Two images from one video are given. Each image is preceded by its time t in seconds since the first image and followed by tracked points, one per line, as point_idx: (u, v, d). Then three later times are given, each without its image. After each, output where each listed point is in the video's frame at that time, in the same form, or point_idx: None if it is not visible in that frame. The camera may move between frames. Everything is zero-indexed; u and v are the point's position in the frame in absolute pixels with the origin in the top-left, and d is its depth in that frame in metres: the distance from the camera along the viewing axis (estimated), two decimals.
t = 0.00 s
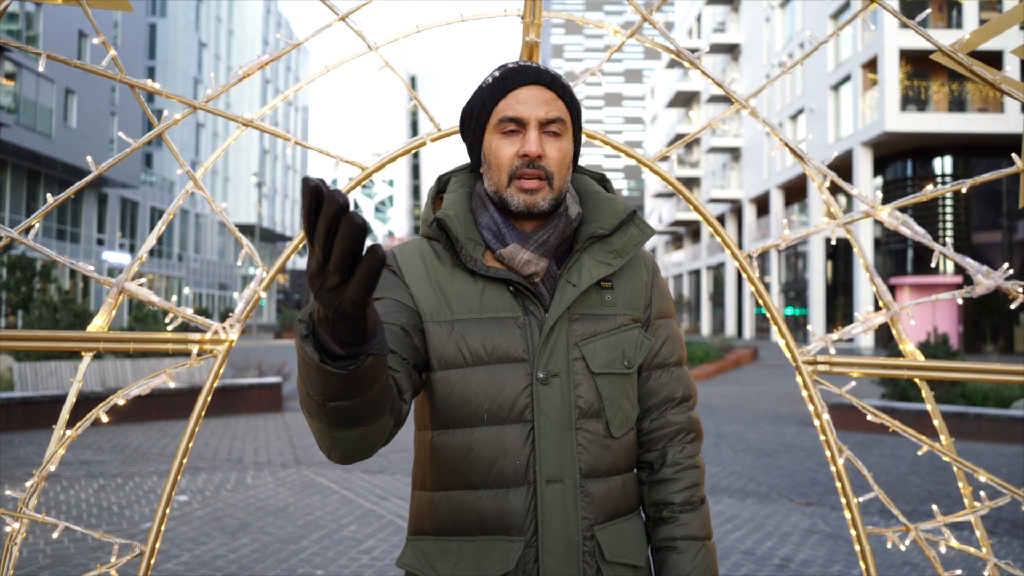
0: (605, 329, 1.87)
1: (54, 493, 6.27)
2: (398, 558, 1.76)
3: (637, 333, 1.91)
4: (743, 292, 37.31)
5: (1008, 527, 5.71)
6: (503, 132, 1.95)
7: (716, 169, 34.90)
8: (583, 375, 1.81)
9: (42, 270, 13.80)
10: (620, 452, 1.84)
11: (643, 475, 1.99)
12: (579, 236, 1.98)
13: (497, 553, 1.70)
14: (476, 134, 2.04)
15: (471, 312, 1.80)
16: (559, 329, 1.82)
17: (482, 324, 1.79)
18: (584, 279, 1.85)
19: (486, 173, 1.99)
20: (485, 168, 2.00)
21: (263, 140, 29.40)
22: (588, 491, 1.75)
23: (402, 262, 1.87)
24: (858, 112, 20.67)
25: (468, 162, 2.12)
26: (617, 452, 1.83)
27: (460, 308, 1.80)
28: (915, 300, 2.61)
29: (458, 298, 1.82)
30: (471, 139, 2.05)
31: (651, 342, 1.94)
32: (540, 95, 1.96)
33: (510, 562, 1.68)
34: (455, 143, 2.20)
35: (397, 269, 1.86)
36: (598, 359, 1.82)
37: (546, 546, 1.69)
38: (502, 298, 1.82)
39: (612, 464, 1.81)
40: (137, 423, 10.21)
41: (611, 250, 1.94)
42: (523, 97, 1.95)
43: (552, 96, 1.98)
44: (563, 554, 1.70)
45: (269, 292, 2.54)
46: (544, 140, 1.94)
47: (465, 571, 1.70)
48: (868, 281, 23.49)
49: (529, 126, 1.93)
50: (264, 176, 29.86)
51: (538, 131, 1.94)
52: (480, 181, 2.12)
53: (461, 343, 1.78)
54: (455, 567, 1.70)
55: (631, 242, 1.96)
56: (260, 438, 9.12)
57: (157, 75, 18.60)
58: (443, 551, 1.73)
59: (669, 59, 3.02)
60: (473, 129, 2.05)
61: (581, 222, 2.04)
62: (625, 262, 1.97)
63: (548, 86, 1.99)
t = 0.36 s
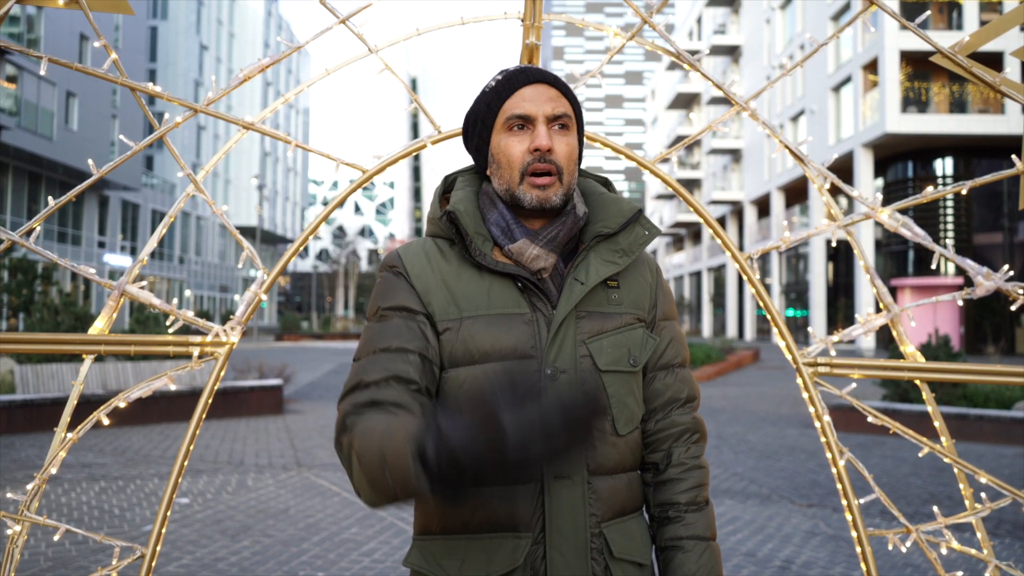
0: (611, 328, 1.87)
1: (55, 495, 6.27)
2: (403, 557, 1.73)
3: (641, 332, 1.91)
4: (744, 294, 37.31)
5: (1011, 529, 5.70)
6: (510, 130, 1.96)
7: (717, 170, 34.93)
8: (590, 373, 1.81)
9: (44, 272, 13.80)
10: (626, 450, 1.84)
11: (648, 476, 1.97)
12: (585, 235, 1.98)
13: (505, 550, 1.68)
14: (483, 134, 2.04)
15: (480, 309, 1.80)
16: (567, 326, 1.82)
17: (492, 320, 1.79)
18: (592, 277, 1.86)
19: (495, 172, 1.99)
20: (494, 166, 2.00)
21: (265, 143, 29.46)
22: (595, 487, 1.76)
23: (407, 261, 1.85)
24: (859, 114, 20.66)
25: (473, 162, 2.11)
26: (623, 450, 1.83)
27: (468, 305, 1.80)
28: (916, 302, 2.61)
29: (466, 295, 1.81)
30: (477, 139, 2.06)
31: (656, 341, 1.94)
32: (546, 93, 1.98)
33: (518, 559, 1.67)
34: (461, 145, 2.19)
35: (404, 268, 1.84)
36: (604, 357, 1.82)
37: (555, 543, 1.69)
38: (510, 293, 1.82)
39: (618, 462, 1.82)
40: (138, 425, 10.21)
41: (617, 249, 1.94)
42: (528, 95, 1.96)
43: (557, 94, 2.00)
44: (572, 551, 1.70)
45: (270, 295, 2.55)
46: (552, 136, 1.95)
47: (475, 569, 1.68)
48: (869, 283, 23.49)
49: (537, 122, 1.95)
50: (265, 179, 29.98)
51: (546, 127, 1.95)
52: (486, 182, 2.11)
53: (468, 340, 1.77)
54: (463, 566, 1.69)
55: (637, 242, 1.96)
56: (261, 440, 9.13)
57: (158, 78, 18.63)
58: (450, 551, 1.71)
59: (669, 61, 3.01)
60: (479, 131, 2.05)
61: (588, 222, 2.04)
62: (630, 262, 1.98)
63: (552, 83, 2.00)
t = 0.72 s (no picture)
0: (621, 325, 1.87)
1: (55, 495, 6.27)
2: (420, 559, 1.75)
3: (647, 329, 1.92)
4: (743, 294, 37.30)
5: (1010, 528, 5.70)
6: (530, 125, 1.94)
7: (717, 170, 34.92)
8: (603, 371, 1.81)
9: (43, 272, 13.79)
10: (636, 446, 1.84)
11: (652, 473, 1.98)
12: (593, 234, 1.98)
13: (525, 551, 1.68)
14: (496, 127, 2.01)
15: (494, 309, 1.79)
16: (580, 325, 1.81)
17: (506, 320, 1.78)
18: (603, 275, 1.85)
19: (511, 165, 1.97)
20: (508, 161, 1.98)
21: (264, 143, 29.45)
22: (611, 484, 1.76)
23: (412, 267, 1.85)
24: (859, 114, 20.63)
25: (481, 157, 2.09)
26: (634, 446, 1.83)
27: (481, 308, 1.79)
28: (915, 301, 2.61)
29: (477, 296, 1.80)
30: (488, 132, 2.03)
31: (660, 339, 1.95)
32: (565, 90, 1.96)
33: (540, 558, 1.66)
34: (466, 139, 2.16)
35: (410, 278, 1.84)
36: (617, 355, 1.82)
37: (575, 539, 1.69)
38: (523, 293, 1.82)
39: (631, 459, 1.82)
40: (138, 425, 10.20)
41: (625, 248, 1.94)
42: (549, 90, 1.94)
43: (575, 91, 1.98)
44: (591, 549, 1.69)
45: (270, 294, 2.54)
46: (572, 132, 1.94)
47: (496, 569, 1.68)
48: (869, 282, 23.48)
49: (558, 118, 1.93)
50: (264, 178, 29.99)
51: (567, 124, 1.94)
52: (491, 176, 2.09)
53: (482, 341, 1.77)
54: (483, 567, 1.69)
55: (645, 241, 1.96)
56: (261, 439, 9.12)
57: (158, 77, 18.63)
58: (470, 551, 1.71)
59: (670, 59, 3.00)
60: (491, 124, 2.01)
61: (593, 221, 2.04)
62: (638, 261, 1.98)
63: (569, 80, 1.99)
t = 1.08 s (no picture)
0: (603, 325, 1.86)
1: (54, 492, 6.26)
2: (402, 555, 1.77)
3: (634, 328, 1.89)
4: (742, 291, 37.31)
5: (1008, 525, 5.70)
6: (513, 123, 1.94)
7: (716, 167, 34.92)
8: (580, 371, 1.81)
9: (42, 269, 13.77)
10: (618, 447, 1.83)
11: (645, 472, 1.97)
12: (579, 231, 1.97)
13: (494, 548, 1.70)
14: (482, 125, 2.03)
15: (469, 308, 1.81)
16: (557, 324, 1.81)
17: (481, 320, 1.80)
18: (583, 274, 1.84)
19: (494, 164, 1.98)
20: (492, 159, 1.99)
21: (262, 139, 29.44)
22: (584, 486, 1.75)
23: (398, 267, 1.87)
24: (857, 111, 20.79)
25: (470, 155, 2.11)
26: (615, 448, 1.82)
27: (457, 307, 1.81)
28: (916, 298, 2.60)
29: (455, 296, 1.82)
30: (475, 130, 2.04)
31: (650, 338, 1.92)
32: (550, 87, 1.95)
33: (506, 558, 1.68)
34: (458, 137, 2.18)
35: (395, 277, 1.86)
36: (595, 355, 1.81)
37: (543, 540, 1.69)
38: (500, 293, 1.83)
39: (609, 460, 1.80)
40: (137, 421, 10.19)
41: (610, 245, 1.93)
42: (533, 88, 1.94)
43: (562, 88, 1.97)
44: (560, 550, 1.70)
45: (268, 290, 2.52)
46: (556, 131, 1.93)
47: (466, 568, 1.70)
48: (868, 279, 23.49)
49: (542, 116, 1.93)
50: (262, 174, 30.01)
51: (550, 122, 1.93)
52: (480, 174, 2.11)
53: (459, 340, 1.80)
54: (455, 564, 1.71)
55: (631, 238, 1.95)
56: (260, 436, 9.11)
57: (156, 73, 18.65)
58: (444, 546, 1.75)
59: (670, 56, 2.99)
60: (478, 122, 2.03)
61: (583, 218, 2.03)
62: (625, 258, 1.96)
63: (557, 77, 1.97)
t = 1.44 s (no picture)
0: (596, 321, 1.87)
1: (52, 489, 6.26)
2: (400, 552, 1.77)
3: (628, 324, 1.90)
4: (740, 289, 37.34)
5: (1006, 522, 5.71)
6: (501, 120, 1.94)
7: (714, 165, 34.91)
8: (575, 366, 1.81)
9: (40, 266, 13.75)
10: (612, 443, 1.83)
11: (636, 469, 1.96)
12: (572, 228, 1.96)
13: (491, 545, 1.69)
14: (472, 123, 2.04)
15: (462, 303, 1.82)
16: (550, 319, 1.82)
17: (475, 315, 1.81)
18: (575, 270, 1.85)
19: (483, 160, 1.99)
20: (482, 156, 2.00)
21: (261, 137, 29.48)
22: (580, 481, 1.75)
23: (392, 263, 1.87)
24: (856, 109, 20.88)
25: (461, 153, 2.11)
26: (609, 443, 1.82)
27: (451, 303, 1.82)
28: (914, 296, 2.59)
29: (449, 292, 1.83)
30: (463, 130, 2.05)
31: (643, 333, 1.93)
32: (538, 84, 1.96)
33: (504, 554, 1.67)
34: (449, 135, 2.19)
35: (389, 272, 1.87)
36: (589, 351, 1.82)
37: (540, 536, 1.69)
38: (493, 288, 1.83)
39: (604, 456, 1.81)
40: (135, 419, 10.19)
41: (602, 242, 1.93)
42: (521, 85, 1.95)
43: (551, 85, 1.98)
44: (558, 546, 1.69)
45: (267, 287, 2.51)
46: (544, 128, 1.95)
47: (463, 566, 1.69)
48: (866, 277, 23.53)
49: (529, 113, 1.93)
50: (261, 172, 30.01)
51: (539, 118, 1.94)
52: (472, 172, 2.12)
53: (453, 337, 1.80)
54: (456, 562, 1.71)
55: (623, 235, 1.95)
56: (258, 434, 9.11)
57: (155, 71, 18.65)
58: (445, 545, 1.74)
59: (669, 54, 2.99)
60: (467, 119, 2.04)
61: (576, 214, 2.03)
62: (617, 255, 1.97)
63: (546, 75, 1.98)
